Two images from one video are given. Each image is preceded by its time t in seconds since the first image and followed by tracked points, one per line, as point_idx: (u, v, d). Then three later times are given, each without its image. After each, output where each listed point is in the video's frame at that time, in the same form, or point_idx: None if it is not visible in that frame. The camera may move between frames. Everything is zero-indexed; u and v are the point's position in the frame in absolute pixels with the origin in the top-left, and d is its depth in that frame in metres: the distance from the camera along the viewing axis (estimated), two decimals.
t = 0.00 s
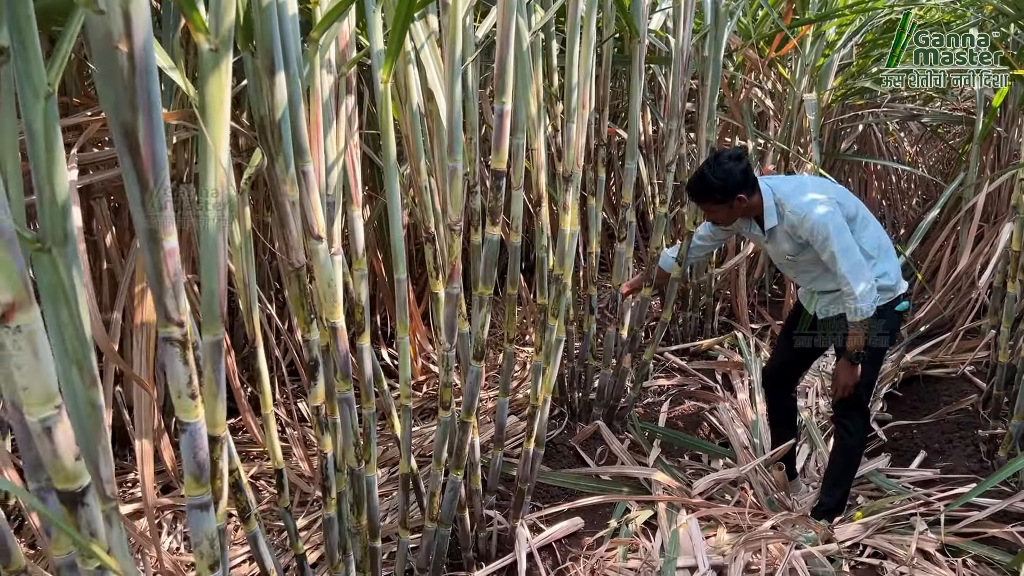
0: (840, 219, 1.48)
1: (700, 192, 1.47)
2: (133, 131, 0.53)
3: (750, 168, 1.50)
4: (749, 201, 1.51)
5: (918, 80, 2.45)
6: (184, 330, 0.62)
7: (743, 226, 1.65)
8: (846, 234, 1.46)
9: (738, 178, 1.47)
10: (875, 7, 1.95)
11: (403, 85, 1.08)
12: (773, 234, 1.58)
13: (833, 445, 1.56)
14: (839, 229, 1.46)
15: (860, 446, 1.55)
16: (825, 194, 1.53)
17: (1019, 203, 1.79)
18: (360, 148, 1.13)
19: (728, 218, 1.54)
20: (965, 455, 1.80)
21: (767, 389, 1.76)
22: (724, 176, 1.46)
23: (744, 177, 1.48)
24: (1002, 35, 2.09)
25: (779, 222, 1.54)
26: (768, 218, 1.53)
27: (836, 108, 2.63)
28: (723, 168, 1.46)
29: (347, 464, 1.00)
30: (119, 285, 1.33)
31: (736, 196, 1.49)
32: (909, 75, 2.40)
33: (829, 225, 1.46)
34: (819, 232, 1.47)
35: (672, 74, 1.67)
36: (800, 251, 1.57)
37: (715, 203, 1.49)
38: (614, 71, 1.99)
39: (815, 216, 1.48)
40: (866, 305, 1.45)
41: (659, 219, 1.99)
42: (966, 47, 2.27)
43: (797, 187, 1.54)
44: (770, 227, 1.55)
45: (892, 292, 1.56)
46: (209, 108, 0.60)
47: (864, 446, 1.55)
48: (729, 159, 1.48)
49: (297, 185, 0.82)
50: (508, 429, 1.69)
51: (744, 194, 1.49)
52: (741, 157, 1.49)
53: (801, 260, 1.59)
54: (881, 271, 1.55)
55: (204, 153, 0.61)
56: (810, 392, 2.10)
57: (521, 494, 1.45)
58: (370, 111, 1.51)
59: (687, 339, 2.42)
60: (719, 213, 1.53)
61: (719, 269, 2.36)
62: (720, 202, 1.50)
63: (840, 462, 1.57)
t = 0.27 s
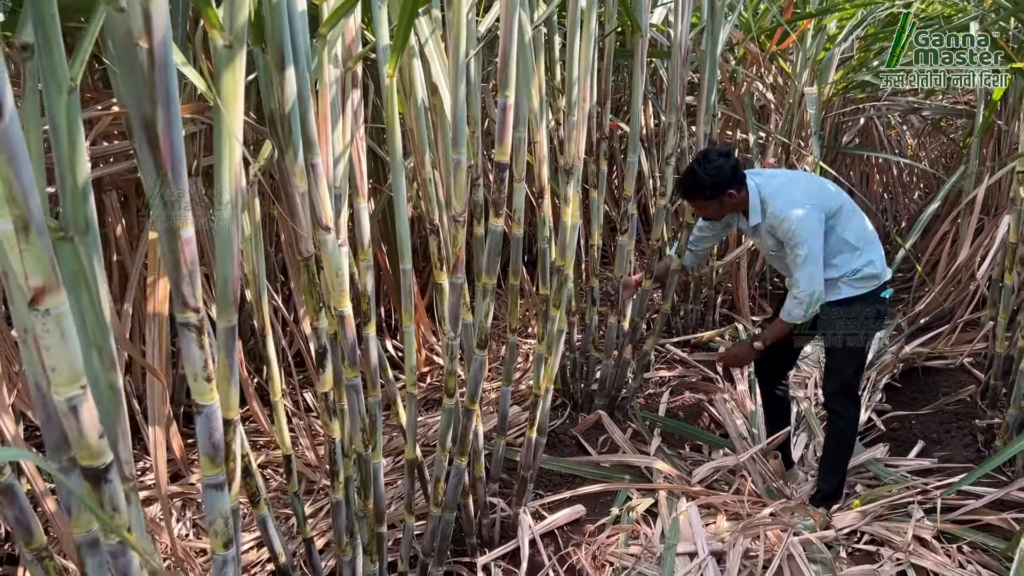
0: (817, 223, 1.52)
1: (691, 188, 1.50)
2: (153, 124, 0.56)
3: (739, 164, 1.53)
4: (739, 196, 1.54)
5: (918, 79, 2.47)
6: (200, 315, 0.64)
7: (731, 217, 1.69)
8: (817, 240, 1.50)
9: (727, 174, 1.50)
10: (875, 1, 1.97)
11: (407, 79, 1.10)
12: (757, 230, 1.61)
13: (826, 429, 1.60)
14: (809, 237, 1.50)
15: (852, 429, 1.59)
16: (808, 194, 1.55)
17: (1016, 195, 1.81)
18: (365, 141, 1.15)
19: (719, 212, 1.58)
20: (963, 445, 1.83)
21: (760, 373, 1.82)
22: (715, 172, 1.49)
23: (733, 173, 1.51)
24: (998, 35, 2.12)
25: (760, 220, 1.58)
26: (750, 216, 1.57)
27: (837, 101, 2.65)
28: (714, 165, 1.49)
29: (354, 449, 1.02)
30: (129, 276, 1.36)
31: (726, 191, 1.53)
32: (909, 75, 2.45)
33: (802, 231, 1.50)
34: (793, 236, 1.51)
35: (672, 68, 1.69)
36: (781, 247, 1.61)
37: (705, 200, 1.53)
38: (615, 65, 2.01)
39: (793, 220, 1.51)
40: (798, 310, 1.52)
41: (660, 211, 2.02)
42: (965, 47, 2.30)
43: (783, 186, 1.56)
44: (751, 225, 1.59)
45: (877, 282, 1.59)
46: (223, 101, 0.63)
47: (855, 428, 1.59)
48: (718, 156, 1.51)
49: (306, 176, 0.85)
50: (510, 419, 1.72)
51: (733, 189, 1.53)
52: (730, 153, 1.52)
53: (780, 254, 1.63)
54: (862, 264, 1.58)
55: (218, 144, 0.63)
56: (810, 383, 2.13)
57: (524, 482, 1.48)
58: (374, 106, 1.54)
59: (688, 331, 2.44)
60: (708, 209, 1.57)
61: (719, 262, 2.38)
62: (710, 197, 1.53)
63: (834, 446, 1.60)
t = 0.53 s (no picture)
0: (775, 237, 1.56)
1: (684, 186, 1.53)
2: (171, 122, 0.58)
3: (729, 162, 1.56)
4: (727, 193, 1.57)
5: (918, 78, 2.54)
6: (215, 304, 0.67)
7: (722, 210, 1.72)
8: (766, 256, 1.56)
9: (720, 172, 1.52)
10: None
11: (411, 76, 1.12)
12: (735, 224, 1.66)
13: (817, 419, 1.64)
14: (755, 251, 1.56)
15: (841, 419, 1.63)
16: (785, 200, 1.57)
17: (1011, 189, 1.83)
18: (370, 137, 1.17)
19: (708, 208, 1.61)
20: (958, 435, 1.85)
21: (761, 363, 1.85)
22: (708, 171, 1.52)
23: (725, 171, 1.54)
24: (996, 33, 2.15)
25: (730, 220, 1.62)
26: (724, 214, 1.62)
27: (836, 96, 2.67)
28: (706, 163, 1.52)
29: (361, 436, 1.05)
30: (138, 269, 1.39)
31: (716, 190, 1.55)
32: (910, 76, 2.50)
33: (753, 246, 1.56)
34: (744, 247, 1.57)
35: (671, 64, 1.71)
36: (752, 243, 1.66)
37: (696, 197, 1.55)
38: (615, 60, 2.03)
39: (754, 232, 1.56)
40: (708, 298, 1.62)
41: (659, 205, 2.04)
42: (965, 47, 2.33)
43: (761, 190, 1.58)
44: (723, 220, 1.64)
45: (852, 280, 1.64)
46: (237, 100, 0.65)
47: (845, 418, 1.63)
48: (709, 154, 1.54)
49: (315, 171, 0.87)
50: (511, 410, 1.75)
51: (725, 188, 1.55)
52: (722, 151, 1.55)
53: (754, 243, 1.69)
54: (838, 264, 1.62)
55: (232, 141, 0.66)
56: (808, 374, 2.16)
57: (525, 471, 1.51)
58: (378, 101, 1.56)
59: (688, 324, 2.47)
60: (696, 205, 1.60)
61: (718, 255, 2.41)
62: (701, 195, 1.56)
63: (825, 436, 1.64)
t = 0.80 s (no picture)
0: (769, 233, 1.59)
1: (680, 178, 1.56)
2: (187, 124, 0.61)
3: (726, 155, 1.58)
4: (723, 186, 1.59)
5: (919, 79, 2.55)
6: (227, 298, 0.70)
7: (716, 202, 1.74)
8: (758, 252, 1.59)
9: (716, 165, 1.55)
10: None
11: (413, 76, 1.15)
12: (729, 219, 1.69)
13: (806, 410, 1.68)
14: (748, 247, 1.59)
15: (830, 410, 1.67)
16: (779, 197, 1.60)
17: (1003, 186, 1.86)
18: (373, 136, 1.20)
19: (703, 200, 1.64)
20: (950, 428, 1.88)
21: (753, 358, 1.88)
22: (704, 164, 1.54)
23: (721, 164, 1.56)
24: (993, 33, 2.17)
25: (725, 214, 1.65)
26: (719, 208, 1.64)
27: (832, 93, 2.70)
28: (702, 156, 1.55)
29: (365, 427, 1.08)
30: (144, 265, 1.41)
31: (711, 182, 1.57)
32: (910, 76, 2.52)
33: (746, 242, 1.59)
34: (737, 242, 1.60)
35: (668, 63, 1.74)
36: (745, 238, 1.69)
37: (691, 188, 1.58)
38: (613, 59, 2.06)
39: (747, 228, 1.58)
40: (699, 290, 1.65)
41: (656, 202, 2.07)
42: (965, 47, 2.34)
43: (755, 186, 1.61)
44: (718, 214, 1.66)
45: (841, 276, 1.67)
46: (248, 102, 0.68)
47: (833, 410, 1.68)
48: (706, 147, 1.56)
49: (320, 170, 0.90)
50: (511, 404, 1.78)
51: (720, 180, 1.57)
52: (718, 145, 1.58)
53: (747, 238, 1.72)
54: (827, 260, 1.66)
55: (243, 141, 0.69)
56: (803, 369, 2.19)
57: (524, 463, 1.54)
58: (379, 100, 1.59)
59: (685, 320, 2.50)
60: (691, 196, 1.62)
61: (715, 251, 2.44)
62: (697, 186, 1.58)
63: (814, 426, 1.69)
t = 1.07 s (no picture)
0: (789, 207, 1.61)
1: (691, 150, 1.57)
2: (190, 121, 0.62)
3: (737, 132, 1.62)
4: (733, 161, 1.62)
5: (919, 78, 2.56)
6: (229, 293, 0.71)
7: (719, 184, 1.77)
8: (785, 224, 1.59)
9: (727, 138, 1.57)
10: None
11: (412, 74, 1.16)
12: (737, 200, 1.71)
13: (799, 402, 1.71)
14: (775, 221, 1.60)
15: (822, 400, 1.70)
16: (789, 176, 1.63)
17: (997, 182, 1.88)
18: (372, 133, 1.21)
19: (711, 176, 1.65)
20: (943, 423, 1.90)
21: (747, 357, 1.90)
22: (716, 136, 1.57)
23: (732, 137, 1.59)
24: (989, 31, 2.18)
25: (738, 193, 1.67)
26: (733, 187, 1.66)
27: (829, 91, 2.71)
28: (714, 128, 1.57)
29: (363, 421, 1.10)
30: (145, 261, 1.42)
31: (722, 155, 1.59)
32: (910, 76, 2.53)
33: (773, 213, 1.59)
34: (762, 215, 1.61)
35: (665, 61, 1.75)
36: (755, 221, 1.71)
37: (700, 161, 1.59)
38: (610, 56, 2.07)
39: (768, 200, 1.60)
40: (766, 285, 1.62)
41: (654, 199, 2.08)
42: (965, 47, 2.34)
43: (767, 164, 1.64)
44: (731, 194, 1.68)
45: (831, 268, 1.70)
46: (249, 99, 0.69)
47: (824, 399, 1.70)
48: (717, 121, 1.59)
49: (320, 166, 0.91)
50: (509, 399, 1.79)
51: (730, 154, 1.60)
52: (728, 120, 1.60)
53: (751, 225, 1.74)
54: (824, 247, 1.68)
55: (244, 137, 0.70)
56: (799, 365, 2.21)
57: (521, 458, 1.56)
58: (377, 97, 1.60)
59: (682, 315, 2.52)
60: (701, 171, 1.64)
61: (712, 248, 2.45)
62: (706, 159, 1.60)
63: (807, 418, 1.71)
